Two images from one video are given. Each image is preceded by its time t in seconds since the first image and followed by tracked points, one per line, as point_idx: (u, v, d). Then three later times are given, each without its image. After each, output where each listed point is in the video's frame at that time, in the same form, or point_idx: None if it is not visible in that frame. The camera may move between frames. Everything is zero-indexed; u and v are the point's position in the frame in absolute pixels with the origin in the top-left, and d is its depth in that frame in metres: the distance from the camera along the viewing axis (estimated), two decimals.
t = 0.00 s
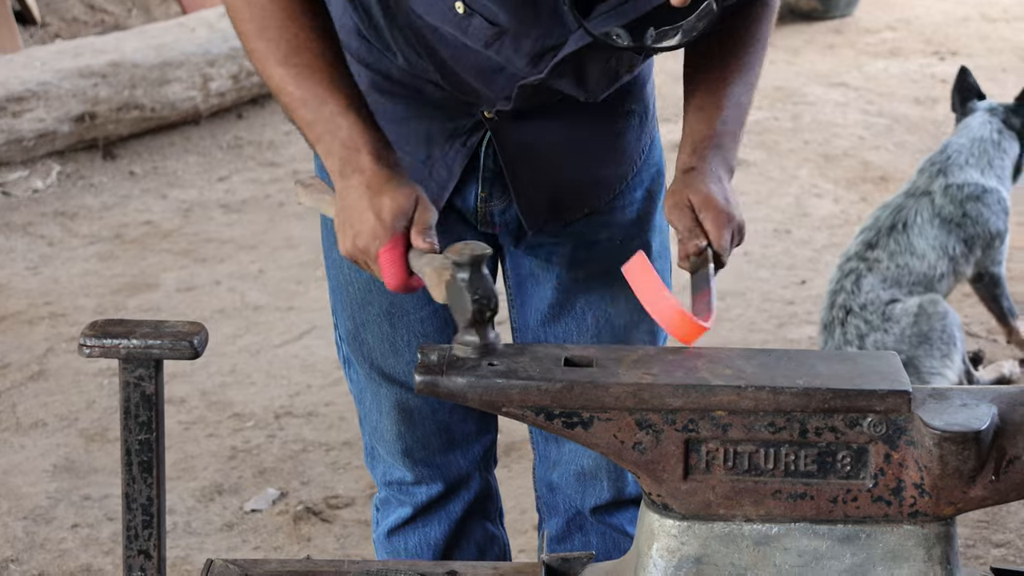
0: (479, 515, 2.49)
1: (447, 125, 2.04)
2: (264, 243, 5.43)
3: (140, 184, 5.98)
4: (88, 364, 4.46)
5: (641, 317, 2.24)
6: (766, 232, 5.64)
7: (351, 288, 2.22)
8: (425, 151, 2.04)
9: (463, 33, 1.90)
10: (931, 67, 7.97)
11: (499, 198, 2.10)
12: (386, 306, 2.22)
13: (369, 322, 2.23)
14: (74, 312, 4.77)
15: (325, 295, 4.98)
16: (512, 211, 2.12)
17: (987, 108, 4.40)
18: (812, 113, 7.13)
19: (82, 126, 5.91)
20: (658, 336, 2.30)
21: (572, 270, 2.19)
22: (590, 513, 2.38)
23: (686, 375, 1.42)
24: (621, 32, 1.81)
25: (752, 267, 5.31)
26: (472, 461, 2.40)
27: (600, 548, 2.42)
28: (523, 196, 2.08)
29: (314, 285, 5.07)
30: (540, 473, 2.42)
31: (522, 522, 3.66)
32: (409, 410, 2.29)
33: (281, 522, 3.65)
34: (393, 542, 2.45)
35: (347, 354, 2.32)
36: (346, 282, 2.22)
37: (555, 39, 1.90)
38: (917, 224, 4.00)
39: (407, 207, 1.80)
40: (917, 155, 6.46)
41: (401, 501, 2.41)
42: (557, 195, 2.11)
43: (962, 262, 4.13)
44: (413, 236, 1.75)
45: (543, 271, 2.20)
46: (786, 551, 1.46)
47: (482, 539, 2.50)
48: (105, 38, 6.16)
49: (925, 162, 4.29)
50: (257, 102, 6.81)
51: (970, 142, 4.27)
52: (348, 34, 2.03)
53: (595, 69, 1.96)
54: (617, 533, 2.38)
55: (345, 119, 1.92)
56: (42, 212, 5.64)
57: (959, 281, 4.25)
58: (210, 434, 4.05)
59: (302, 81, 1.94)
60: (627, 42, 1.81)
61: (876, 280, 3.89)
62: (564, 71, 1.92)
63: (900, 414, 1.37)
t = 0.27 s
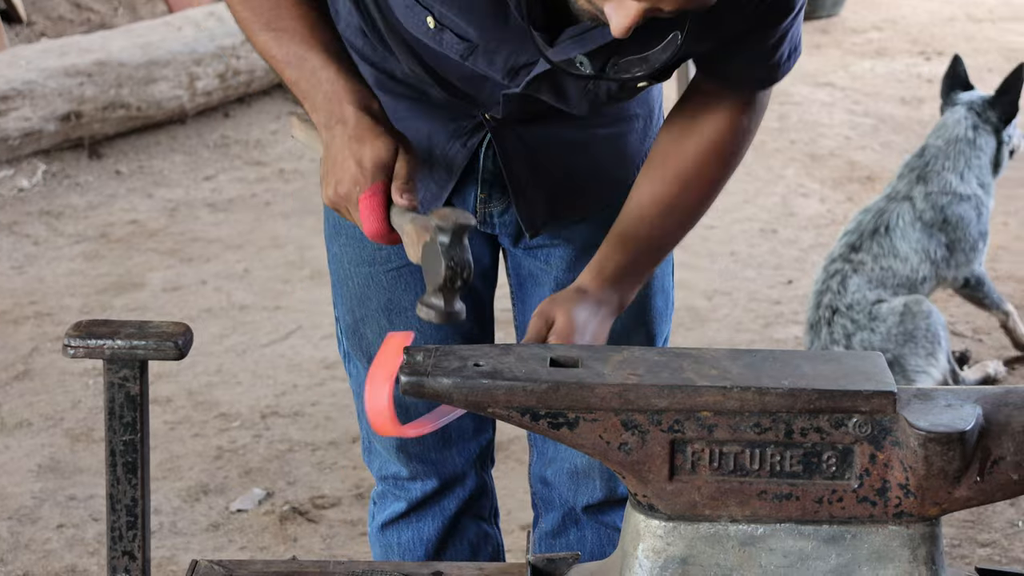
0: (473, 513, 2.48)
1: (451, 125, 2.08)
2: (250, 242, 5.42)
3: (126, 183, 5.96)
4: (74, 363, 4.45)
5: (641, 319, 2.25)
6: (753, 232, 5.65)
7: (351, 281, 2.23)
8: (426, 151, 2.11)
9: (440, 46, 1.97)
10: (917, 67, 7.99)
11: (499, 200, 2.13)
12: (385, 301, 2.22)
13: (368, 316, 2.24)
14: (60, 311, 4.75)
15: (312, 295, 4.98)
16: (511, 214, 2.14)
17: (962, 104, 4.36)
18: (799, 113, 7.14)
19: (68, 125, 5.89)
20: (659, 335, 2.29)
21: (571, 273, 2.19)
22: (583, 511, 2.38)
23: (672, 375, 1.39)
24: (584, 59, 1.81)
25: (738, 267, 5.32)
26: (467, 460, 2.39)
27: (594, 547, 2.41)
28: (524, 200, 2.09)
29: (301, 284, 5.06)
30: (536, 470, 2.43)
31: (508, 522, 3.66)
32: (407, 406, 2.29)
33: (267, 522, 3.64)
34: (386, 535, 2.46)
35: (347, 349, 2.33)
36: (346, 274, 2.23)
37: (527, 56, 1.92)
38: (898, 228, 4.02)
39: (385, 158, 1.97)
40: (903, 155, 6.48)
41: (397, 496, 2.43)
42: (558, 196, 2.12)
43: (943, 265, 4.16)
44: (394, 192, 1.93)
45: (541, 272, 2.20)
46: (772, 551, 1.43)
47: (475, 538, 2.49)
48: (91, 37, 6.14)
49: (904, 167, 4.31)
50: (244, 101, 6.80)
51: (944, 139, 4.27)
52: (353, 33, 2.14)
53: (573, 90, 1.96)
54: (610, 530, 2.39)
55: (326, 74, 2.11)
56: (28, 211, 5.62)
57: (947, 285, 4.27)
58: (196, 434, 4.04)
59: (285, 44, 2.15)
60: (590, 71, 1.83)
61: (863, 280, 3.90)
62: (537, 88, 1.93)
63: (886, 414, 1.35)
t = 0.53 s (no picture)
0: (472, 513, 2.47)
1: (453, 128, 2.10)
2: (239, 243, 5.41)
3: (116, 184, 5.95)
4: (63, 364, 4.44)
5: (642, 325, 2.25)
6: (742, 233, 5.65)
7: (354, 279, 2.24)
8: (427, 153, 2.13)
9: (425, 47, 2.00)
10: (906, 68, 8.01)
11: (500, 203, 2.14)
12: (387, 300, 2.23)
13: (369, 316, 2.25)
14: (49, 312, 4.74)
15: (301, 296, 4.97)
16: (512, 218, 2.16)
17: (969, 97, 4.44)
18: (788, 114, 7.14)
19: (57, 126, 5.87)
20: (660, 341, 2.30)
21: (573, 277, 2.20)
22: (580, 516, 2.37)
23: (662, 377, 1.39)
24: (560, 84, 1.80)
25: (728, 268, 5.32)
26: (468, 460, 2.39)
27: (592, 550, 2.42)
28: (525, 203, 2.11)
29: (290, 285, 5.05)
30: (536, 472, 2.43)
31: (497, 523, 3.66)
32: (406, 406, 2.29)
33: (257, 524, 3.64)
34: (385, 531, 2.45)
35: (350, 347, 2.34)
36: (350, 271, 2.24)
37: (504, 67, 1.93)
38: (907, 226, 4.05)
39: (376, 129, 2.03)
40: (892, 157, 6.49)
41: (396, 494, 2.42)
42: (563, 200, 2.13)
43: (953, 257, 4.20)
44: (381, 159, 1.98)
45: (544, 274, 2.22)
46: (761, 554, 1.43)
47: (473, 539, 2.48)
48: (80, 38, 6.12)
49: (907, 164, 4.37)
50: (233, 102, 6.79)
51: (946, 136, 4.34)
52: (362, 35, 2.18)
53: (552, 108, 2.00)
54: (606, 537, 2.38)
55: (321, 52, 2.18)
56: (17, 211, 5.60)
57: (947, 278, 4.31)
58: (185, 435, 4.03)
59: (282, 19, 2.21)
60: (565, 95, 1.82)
61: (865, 280, 3.92)
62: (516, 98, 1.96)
63: (875, 416, 1.35)
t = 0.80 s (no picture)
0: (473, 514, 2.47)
1: (462, 131, 2.11)
2: (234, 243, 5.40)
3: (110, 184, 5.95)
4: (58, 364, 4.43)
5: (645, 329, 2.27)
6: (736, 233, 5.66)
7: (361, 280, 2.24)
8: (436, 155, 2.12)
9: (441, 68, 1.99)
10: (900, 68, 8.01)
11: (508, 206, 2.16)
12: (393, 303, 2.23)
13: (375, 317, 2.26)
14: (43, 312, 4.73)
15: (295, 296, 4.97)
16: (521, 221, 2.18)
17: (955, 87, 4.44)
18: (783, 114, 7.15)
19: (52, 126, 5.86)
20: (665, 345, 2.31)
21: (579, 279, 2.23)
22: (581, 520, 2.37)
23: (657, 378, 1.38)
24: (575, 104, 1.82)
25: (722, 269, 5.32)
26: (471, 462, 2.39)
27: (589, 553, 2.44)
28: (533, 207, 2.13)
29: (284, 286, 5.05)
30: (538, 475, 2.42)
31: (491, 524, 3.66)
32: (411, 409, 2.29)
33: (251, 524, 3.63)
34: (386, 530, 2.44)
35: (356, 347, 2.35)
36: (356, 272, 2.24)
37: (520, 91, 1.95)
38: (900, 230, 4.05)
39: (406, 196, 1.88)
40: (886, 157, 6.50)
41: (399, 494, 2.41)
42: (570, 204, 2.16)
43: (949, 257, 4.22)
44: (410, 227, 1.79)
45: (549, 274, 2.25)
46: (756, 555, 1.43)
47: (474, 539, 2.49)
48: (74, 38, 6.11)
49: (897, 168, 4.36)
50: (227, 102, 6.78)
51: (935, 135, 4.36)
52: (367, 34, 2.13)
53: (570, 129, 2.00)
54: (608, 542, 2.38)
55: (350, 112, 2.05)
56: (12, 211, 5.59)
57: (943, 278, 4.33)
58: (179, 435, 4.02)
59: (307, 77, 2.08)
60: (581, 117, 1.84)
61: (860, 285, 3.92)
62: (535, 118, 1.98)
63: (871, 417, 1.35)
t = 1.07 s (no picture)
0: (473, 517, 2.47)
1: (467, 134, 2.09)
2: (230, 243, 5.40)
3: (107, 184, 5.94)
4: (54, 364, 4.43)
5: (648, 330, 2.27)
6: (733, 234, 5.66)
7: (364, 281, 2.24)
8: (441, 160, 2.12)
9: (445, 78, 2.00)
10: (897, 70, 8.02)
11: (513, 210, 2.16)
12: (397, 304, 2.23)
13: (378, 318, 2.26)
14: (40, 311, 4.73)
15: (292, 296, 4.96)
16: (526, 222, 2.18)
17: (947, 89, 4.45)
18: (780, 115, 7.15)
19: (49, 126, 5.85)
20: (667, 347, 2.31)
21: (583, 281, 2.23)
22: (582, 523, 2.38)
23: (654, 379, 1.38)
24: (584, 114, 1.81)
25: (719, 270, 5.32)
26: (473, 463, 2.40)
27: (587, 553, 2.45)
28: (538, 211, 2.12)
29: (281, 286, 5.05)
30: (538, 478, 2.42)
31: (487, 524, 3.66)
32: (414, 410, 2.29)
33: (247, 524, 3.63)
34: (386, 531, 2.44)
35: (358, 347, 2.35)
36: (360, 273, 2.24)
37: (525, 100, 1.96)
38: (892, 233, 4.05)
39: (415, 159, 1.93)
40: (883, 158, 6.50)
41: (401, 495, 2.40)
42: (574, 209, 2.15)
43: (942, 259, 4.21)
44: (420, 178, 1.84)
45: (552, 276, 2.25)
46: (753, 556, 1.42)
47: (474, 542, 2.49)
48: (71, 38, 6.10)
49: (889, 170, 4.36)
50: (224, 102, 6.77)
51: (927, 137, 4.37)
52: (374, 35, 2.13)
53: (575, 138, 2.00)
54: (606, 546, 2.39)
55: (359, 99, 2.09)
56: (8, 211, 5.58)
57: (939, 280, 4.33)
58: (176, 435, 4.02)
59: (316, 69, 2.13)
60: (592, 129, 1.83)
61: (853, 287, 3.92)
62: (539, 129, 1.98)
63: (867, 418, 1.35)
